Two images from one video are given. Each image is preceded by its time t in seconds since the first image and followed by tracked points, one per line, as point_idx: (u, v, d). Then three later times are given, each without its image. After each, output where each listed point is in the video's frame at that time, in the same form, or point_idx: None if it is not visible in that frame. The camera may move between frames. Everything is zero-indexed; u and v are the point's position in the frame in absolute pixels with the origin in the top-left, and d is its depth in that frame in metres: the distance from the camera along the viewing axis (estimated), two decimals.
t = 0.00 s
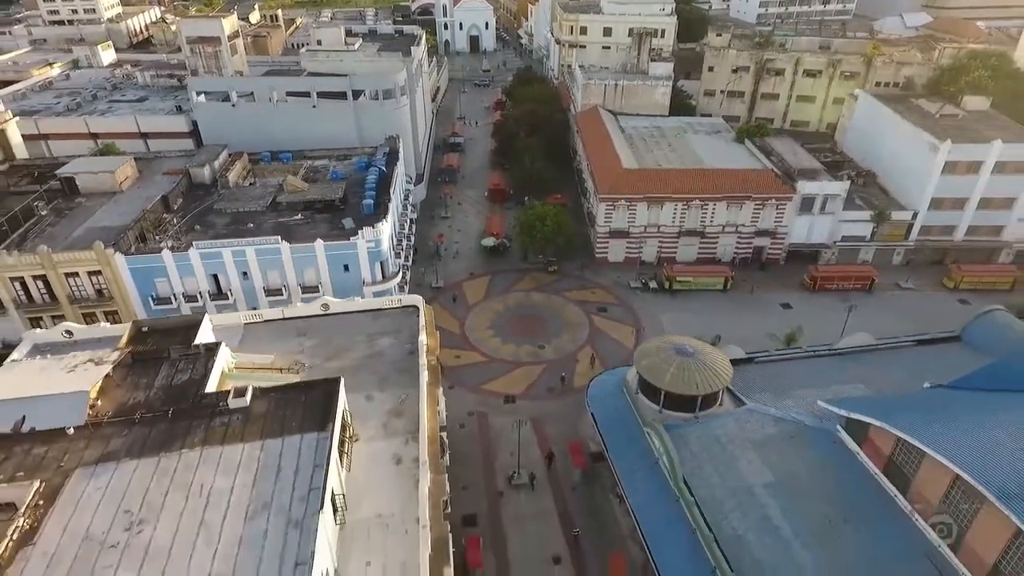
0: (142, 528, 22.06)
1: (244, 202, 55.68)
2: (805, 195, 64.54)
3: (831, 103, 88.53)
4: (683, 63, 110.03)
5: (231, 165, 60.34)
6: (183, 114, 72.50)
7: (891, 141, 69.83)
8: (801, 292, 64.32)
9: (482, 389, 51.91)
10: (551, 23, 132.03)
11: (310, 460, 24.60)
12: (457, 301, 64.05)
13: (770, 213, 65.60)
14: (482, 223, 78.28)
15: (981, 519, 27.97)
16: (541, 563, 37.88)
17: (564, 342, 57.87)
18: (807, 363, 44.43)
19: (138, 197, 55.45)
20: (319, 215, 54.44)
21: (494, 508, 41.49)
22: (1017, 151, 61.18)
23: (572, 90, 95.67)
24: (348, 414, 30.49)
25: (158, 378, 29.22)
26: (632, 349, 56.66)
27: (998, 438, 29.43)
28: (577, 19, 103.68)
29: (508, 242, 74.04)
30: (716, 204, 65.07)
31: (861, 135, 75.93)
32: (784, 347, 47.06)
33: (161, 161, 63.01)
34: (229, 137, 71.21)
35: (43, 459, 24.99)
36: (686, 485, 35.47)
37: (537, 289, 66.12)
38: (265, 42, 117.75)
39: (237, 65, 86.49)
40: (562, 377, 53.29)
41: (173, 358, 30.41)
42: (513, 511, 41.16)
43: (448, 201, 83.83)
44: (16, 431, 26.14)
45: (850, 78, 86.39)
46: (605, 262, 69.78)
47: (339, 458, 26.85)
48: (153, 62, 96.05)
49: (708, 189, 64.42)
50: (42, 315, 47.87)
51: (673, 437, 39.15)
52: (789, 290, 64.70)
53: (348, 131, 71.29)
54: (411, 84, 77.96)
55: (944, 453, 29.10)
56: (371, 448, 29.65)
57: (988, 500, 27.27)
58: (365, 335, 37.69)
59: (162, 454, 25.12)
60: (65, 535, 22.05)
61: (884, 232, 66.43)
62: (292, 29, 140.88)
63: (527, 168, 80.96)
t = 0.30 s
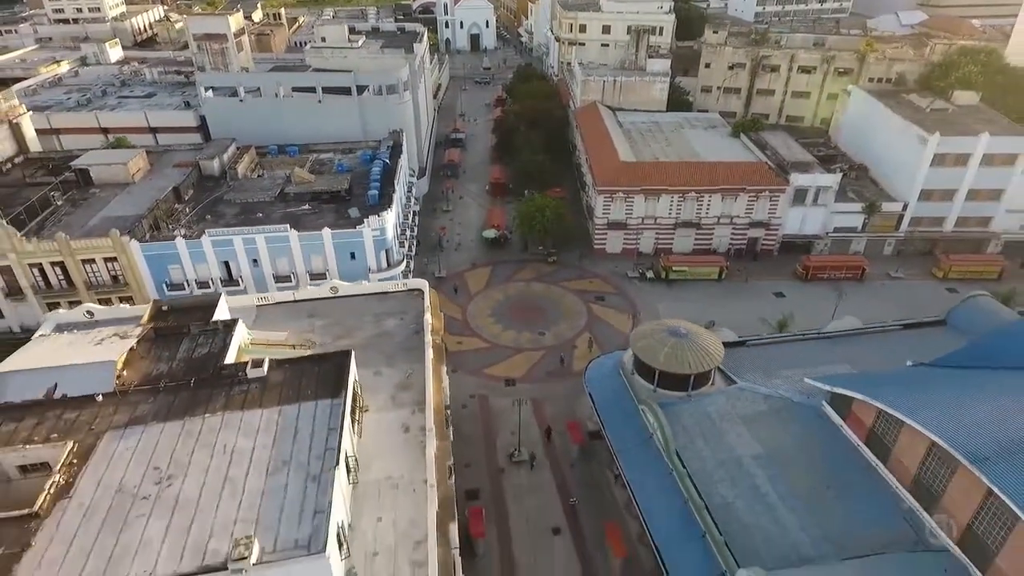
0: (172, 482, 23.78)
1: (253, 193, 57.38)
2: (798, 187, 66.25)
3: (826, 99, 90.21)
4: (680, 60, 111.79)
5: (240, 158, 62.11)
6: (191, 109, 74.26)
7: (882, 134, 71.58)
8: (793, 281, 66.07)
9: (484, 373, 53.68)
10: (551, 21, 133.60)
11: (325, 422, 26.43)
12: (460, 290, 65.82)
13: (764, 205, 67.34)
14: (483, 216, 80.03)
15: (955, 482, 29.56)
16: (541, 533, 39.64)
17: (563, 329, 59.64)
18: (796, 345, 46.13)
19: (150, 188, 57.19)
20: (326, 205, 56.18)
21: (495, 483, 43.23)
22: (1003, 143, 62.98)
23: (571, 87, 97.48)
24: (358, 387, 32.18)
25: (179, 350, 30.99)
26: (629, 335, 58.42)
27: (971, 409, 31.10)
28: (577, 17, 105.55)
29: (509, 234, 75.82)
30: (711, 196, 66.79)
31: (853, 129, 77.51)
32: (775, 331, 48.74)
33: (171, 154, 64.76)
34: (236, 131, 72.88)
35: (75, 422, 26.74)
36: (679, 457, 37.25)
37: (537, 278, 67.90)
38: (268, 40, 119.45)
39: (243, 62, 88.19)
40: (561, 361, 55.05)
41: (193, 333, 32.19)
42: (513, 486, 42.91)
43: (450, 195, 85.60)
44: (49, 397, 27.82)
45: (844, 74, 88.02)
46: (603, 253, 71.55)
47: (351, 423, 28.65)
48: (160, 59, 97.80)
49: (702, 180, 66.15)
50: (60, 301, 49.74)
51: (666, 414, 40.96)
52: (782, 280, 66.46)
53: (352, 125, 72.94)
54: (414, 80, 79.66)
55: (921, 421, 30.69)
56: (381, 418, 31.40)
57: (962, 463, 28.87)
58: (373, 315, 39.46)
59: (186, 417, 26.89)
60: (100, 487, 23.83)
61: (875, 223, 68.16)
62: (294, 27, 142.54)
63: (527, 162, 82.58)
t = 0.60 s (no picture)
0: (190, 452, 25.07)
1: (259, 186, 58.66)
2: (793, 182, 67.50)
3: (821, 97, 91.53)
4: (679, 59, 113.08)
5: (246, 153, 63.44)
6: (197, 106, 75.57)
7: (875, 131, 72.82)
8: (789, 274, 67.36)
9: (485, 363, 54.99)
10: (551, 20, 134.97)
11: (335, 399, 27.76)
12: (461, 283, 67.12)
13: (760, 199, 68.57)
14: (484, 212, 81.33)
15: (938, 458, 30.81)
16: (541, 514, 40.89)
17: (563, 320, 60.93)
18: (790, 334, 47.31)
19: (159, 182, 58.49)
20: (331, 199, 57.46)
21: (496, 466, 44.53)
22: (994, 138, 64.26)
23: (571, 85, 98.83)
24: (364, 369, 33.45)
25: (194, 333, 32.20)
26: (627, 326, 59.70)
27: (951, 390, 32.43)
28: (577, 16, 106.95)
29: (509, 228, 77.11)
30: (708, 191, 68.00)
31: (848, 126, 78.72)
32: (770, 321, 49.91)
33: (178, 149, 66.09)
34: (241, 127, 74.15)
35: (96, 399, 27.98)
36: (674, 439, 38.51)
37: (537, 272, 69.19)
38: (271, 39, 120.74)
39: (248, 60, 89.51)
40: (560, 351, 56.33)
41: (206, 317, 33.42)
42: (514, 469, 44.20)
43: (451, 191, 86.89)
44: (71, 375, 29.01)
45: (840, 72, 89.33)
46: (602, 247, 72.84)
47: (359, 401, 29.96)
48: (165, 57, 99.08)
49: (699, 175, 67.49)
50: (72, 290, 51.05)
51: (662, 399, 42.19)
52: (777, 273, 67.74)
53: (355, 121, 74.21)
54: (416, 77, 80.93)
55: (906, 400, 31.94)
56: (387, 398, 32.69)
57: (943, 440, 30.18)
58: (378, 303, 40.73)
59: (203, 394, 28.19)
60: (123, 456, 25.13)
61: (869, 218, 69.44)
62: (297, 27, 143.76)
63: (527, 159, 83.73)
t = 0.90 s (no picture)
0: (212, 417, 26.77)
1: (267, 178, 60.43)
2: (787, 175, 69.23)
3: (816, 93, 93.20)
4: (677, 56, 114.65)
5: (254, 146, 65.22)
6: (205, 101, 77.30)
7: (868, 126, 74.44)
8: (783, 265, 69.12)
9: (486, 349, 56.80)
10: (551, 19, 136.68)
11: (347, 370, 29.54)
12: (463, 274, 68.93)
13: (754, 192, 70.27)
14: (485, 205, 83.04)
15: (916, 428, 32.53)
16: (541, 490, 42.60)
17: (562, 309, 62.69)
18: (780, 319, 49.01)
19: (170, 174, 60.25)
20: (337, 190, 59.21)
21: (498, 446, 46.24)
22: (983, 132, 65.95)
23: (570, 82, 100.46)
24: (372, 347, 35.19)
25: (211, 311, 33.91)
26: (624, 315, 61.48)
27: (930, 369, 34.23)
28: (576, 14, 108.60)
29: (510, 221, 78.89)
30: (704, 184, 69.73)
31: (842, 122, 80.32)
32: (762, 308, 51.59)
33: (188, 143, 67.88)
34: (248, 123, 75.89)
35: (121, 369, 29.64)
36: (668, 417, 40.26)
37: (538, 263, 70.98)
38: (275, 37, 122.28)
39: (254, 57, 91.25)
40: (560, 338, 58.11)
41: (222, 297, 35.13)
42: (514, 448, 45.91)
43: (453, 185, 88.69)
44: (98, 348, 30.68)
45: (834, 69, 90.97)
46: (600, 239, 74.61)
47: (368, 374, 31.70)
48: (172, 55, 100.79)
49: (694, 168, 69.21)
50: (87, 278, 52.70)
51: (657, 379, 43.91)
52: (772, 264, 69.51)
53: (359, 116, 75.92)
54: (418, 74, 82.68)
55: (886, 376, 33.75)
56: (394, 373, 34.46)
57: (921, 411, 31.93)
58: (384, 286, 42.51)
59: (222, 366, 29.91)
60: (149, 420, 26.85)
61: (861, 210, 71.18)
62: (300, 25, 145.44)
63: (528, 154, 85.38)
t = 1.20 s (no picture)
0: (229, 390, 28.33)
1: (274, 172, 61.95)
2: (782, 169, 70.70)
3: (812, 90, 94.74)
4: (675, 54, 116.08)
5: (261, 141, 66.75)
6: (211, 97, 78.83)
7: (861, 121, 75.83)
8: (778, 257, 70.64)
9: (488, 337, 58.34)
10: (550, 17, 138.19)
11: (357, 347, 31.06)
12: (465, 266, 70.42)
13: (750, 186, 71.74)
14: (486, 200, 84.57)
15: (898, 405, 33.95)
16: (540, 469, 44.14)
17: (561, 299, 64.21)
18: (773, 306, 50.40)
19: (179, 167, 61.76)
20: (342, 183, 60.71)
21: (499, 428, 47.79)
22: (973, 127, 67.47)
23: (570, 78, 101.90)
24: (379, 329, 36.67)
25: (225, 294, 35.40)
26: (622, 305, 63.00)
27: (914, 349, 35.63)
28: (576, 13, 109.87)
29: (510, 215, 80.43)
30: (700, 178, 71.14)
31: (836, 118, 81.70)
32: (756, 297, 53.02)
33: (196, 138, 69.43)
34: (254, 118, 77.38)
35: (142, 347, 31.14)
36: (662, 398, 41.79)
37: (538, 256, 72.48)
38: (279, 35, 123.70)
39: (259, 54, 92.78)
40: (559, 326, 59.66)
41: (235, 281, 36.61)
42: (515, 431, 47.47)
43: (454, 180, 90.20)
44: (119, 327, 32.16)
45: (829, 66, 92.50)
46: (599, 232, 76.11)
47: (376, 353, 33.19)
48: (177, 52, 102.31)
49: (692, 162, 70.66)
50: (100, 267, 54.16)
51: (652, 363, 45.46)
52: (767, 256, 71.02)
53: (363, 112, 77.36)
54: (421, 71, 84.15)
55: (871, 355, 35.16)
56: (400, 354, 35.95)
57: (903, 388, 33.35)
58: (389, 273, 44.03)
59: (238, 343, 31.41)
60: (170, 392, 28.38)
61: (855, 204, 72.65)
62: (303, 24, 146.96)
63: (528, 150, 86.85)
